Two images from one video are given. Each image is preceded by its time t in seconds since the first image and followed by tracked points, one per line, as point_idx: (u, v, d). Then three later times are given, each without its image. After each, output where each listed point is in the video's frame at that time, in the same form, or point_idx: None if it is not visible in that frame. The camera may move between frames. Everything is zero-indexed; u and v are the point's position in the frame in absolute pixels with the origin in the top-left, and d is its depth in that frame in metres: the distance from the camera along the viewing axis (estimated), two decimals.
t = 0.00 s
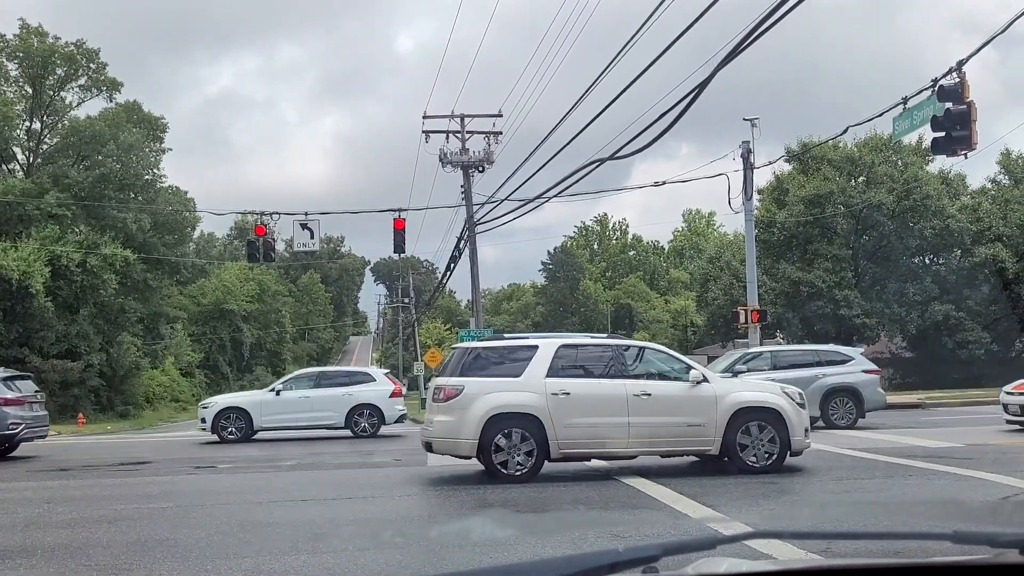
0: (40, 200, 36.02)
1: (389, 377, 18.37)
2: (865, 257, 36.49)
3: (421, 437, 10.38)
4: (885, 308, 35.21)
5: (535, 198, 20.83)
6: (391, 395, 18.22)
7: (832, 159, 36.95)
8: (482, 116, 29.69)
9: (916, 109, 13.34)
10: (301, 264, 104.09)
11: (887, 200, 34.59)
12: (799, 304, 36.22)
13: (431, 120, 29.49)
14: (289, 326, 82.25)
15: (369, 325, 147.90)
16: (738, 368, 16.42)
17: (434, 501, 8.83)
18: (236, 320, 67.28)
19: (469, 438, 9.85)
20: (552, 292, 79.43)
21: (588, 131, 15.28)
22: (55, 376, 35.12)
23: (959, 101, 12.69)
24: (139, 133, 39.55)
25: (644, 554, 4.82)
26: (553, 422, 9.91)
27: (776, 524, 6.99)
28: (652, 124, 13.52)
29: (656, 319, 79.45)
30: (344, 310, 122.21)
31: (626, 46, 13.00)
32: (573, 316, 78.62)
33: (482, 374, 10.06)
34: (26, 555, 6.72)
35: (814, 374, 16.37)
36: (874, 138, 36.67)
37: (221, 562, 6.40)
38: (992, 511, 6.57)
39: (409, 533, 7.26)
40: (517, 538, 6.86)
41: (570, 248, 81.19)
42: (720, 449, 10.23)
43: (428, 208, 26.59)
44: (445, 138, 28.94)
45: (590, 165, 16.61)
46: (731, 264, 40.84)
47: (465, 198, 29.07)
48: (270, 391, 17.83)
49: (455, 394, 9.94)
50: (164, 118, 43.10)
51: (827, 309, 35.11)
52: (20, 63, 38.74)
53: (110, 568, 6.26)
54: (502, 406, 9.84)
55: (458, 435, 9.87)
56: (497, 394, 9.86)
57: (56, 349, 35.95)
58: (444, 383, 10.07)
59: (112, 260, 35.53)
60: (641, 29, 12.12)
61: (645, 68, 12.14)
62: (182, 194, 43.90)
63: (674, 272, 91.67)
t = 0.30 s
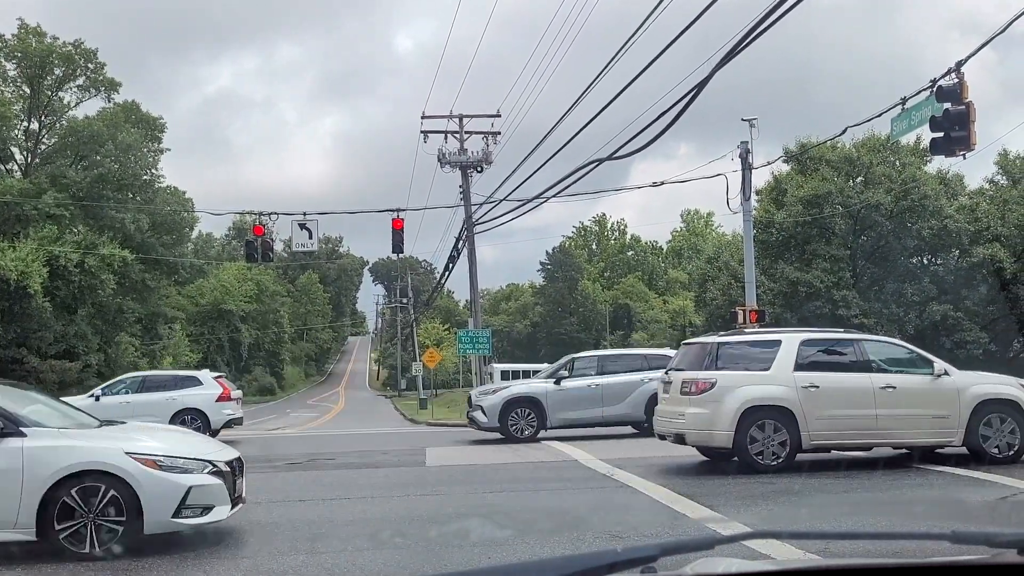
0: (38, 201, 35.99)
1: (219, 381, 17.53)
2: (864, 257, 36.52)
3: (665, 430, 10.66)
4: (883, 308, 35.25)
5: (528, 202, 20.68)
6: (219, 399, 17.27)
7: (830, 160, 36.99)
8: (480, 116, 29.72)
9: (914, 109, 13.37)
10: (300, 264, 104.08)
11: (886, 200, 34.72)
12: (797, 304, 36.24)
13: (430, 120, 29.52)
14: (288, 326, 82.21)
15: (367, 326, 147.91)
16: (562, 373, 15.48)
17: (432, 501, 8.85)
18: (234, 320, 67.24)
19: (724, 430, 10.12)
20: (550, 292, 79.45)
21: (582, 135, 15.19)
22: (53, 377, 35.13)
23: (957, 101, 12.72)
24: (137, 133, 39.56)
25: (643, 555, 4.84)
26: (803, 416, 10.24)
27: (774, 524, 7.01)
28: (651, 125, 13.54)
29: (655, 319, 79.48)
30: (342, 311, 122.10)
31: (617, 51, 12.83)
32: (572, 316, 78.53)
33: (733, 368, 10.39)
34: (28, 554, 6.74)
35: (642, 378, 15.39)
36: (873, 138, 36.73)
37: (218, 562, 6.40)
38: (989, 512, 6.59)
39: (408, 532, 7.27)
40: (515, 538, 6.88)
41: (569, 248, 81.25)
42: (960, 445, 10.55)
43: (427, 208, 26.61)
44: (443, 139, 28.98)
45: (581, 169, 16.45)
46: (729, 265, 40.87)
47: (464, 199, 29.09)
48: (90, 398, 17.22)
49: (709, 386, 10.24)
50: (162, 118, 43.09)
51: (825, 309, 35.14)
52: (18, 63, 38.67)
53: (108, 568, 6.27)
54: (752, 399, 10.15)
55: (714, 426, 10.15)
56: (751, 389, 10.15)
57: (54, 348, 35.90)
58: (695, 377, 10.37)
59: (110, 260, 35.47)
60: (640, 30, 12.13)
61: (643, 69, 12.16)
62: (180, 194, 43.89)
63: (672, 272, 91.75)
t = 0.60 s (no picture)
0: (37, 200, 36.01)
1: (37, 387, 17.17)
2: (863, 258, 36.55)
3: (908, 422, 11.03)
4: (882, 308, 35.27)
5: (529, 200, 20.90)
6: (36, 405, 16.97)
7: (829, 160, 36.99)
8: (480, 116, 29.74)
9: (913, 110, 13.37)
10: (299, 264, 104.02)
11: (885, 200, 34.76)
12: (796, 304, 36.25)
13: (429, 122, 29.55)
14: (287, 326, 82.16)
15: (366, 326, 147.91)
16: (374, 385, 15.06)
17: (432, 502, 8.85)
18: (234, 320, 67.19)
19: (975, 421, 10.58)
20: (550, 293, 79.47)
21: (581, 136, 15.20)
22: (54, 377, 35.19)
23: (957, 101, 12.72)
24: (136, 133, 39.55)
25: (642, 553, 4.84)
26: None
27: (773, 525, 7.02)
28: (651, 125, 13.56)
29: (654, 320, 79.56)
30: (341, 311, 122.04)
31: (622, 49, 13.14)
32: (571, 316, 78.46)
33: (978, 360, 10.79)
34: (26, 557, 6.72)
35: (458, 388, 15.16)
36: (872, 138, 36.78)
37: (216, 564, 6.37)
38: (990, 512, 6.59)
39: (408, 533, 7.25)
40: (515, 539, 6.88)
41: (568, 248, 81.21)
42: None
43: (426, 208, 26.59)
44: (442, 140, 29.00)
45: (584, 167, 16.73)
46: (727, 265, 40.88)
47: (463, 199, 29.09)
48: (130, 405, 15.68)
49: (960, 378, 10.66)
50: (161, 118, 43.05)
51: (825, 309, 35.15)
52: (17, 63, 38.66)
53: (107, 569, 6.27)
54: (1005, 390, 10.58)
55: (965, 418, 10.59)
56: (1001, 381, 10.58)
57: (53, 348, 35.88)
58: (944, 369, 10.77)
59: (110, 260, 35.49)
60: (640, 30, 12.16)
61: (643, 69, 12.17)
62: (179, 195, 43.86)
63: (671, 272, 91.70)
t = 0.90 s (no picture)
0: (37, 200, 36.03)
1: None
2: (862, 258, 36.55)
3: None
4: (882, 308, 35.27)
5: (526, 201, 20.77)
6: None
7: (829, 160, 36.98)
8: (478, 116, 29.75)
9: (912, 110, 13.37)
10: (299, 265, 103.95)
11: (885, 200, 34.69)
12: (795, 304, 36.26)
13: (429, 121, 29.54)
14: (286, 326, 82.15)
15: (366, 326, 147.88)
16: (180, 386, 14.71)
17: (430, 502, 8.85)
18: (233, 321, 67.16)
19: None
20: (549, 293, 79.45)
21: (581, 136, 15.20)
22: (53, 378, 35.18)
23: (956, 102, 12.72)
24: (135, 133, 39.56)
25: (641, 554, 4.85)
26: None
27: (772, 524, 7.03)
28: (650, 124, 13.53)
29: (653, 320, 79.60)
30: (341, 311, 122.00)
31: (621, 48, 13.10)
32: (571, 316, 78.49)
33: None
34: (27, 557, 6.73)
35: (265, 392, 14.68)
36: (871, 138, 36.79)
37: (216, 564, 6.38)
38: (987, 511, 6.60)
39: (406, 533, 7.26)
40: (513, 539, 6.88)
41: (567, 248, 81.18)
42: None
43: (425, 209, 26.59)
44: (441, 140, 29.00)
45: (582, 168, 16.69)
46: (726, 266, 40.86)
47: (462, 199, 29.08)
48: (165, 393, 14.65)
49: None
50: (160, 118, 43.04)
51: (824, 309, 35.14)
52: (17, 63, 38.64)
53: (108, 570, 6.29)
54: None
55: None
56: None
57: (53, 349, 35.90)
58: None
59: (109, 261, 35.54)
60: (638, 30, 12.15)
61: (641, 69, 12.17)
62: (177, 194, 43.84)
63: (671, 272, 91.67)
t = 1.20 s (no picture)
0: (37, 199, 36.06)
1: None
2: (863, 258, 36.52)
3: None
4: (882, 308, 35.26)
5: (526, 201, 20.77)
6: None
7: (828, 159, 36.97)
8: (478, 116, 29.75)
9: (913, 109, 13.37)
10: (299, 264, 103.96)
11: (885, 200, 34.65)
12: (795, 304, 36.26)
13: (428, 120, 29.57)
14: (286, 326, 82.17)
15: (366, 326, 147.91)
16: None
17: (430, 501, 8.84)
18: (233, 321, 67.17)
19: None
20: (549, 293, 79.41)
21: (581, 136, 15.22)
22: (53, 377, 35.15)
23: (956, 102, 12.73)
24: (135, 134, 39.59)
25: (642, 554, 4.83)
26: None
27: (773, 524, 7.02)
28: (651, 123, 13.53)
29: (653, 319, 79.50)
30: (340, 311, 121.98)
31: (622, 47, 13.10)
32: (571, 316, 78.48)
33: None
34: (27, 557, 6.71)
35: (59, 399, 15.16)
36: (871, 138, 36.82)
37: (216, 563, 6.38)
38: (988, 511, 6.59)
39: (406, 533, 7.24)
40: (512, 538, 6.86)
41: (567, 248, 81.14)
42: None
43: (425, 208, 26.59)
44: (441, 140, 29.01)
45: (582, 167, 16.70)
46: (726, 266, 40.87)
47: (462, 198, 29.10)
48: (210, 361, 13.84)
49: None
50: (160, 117, 43.04)
51: (824, 309, 35.15)
52: (17, 63, 38.65)
53: (109, 569, 6.28)
54: None
55: None
56: None
57: (53, 348, 35.92)
58: None
59: (110, 260, 35.59)
60: (638, 30, 12.16)
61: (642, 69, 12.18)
62: (177, 194, 43.88)
63: (671, 272, 91.62)
